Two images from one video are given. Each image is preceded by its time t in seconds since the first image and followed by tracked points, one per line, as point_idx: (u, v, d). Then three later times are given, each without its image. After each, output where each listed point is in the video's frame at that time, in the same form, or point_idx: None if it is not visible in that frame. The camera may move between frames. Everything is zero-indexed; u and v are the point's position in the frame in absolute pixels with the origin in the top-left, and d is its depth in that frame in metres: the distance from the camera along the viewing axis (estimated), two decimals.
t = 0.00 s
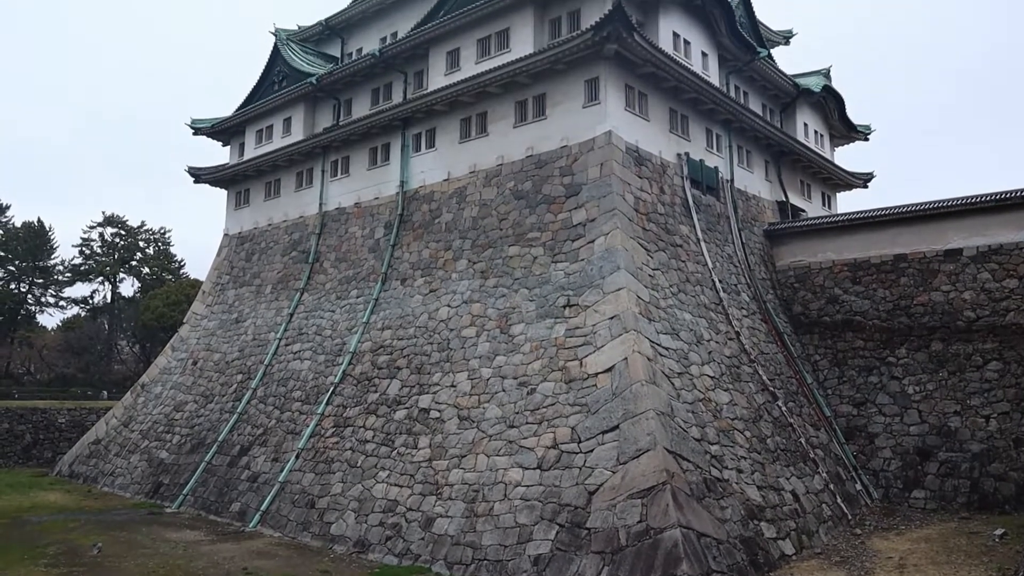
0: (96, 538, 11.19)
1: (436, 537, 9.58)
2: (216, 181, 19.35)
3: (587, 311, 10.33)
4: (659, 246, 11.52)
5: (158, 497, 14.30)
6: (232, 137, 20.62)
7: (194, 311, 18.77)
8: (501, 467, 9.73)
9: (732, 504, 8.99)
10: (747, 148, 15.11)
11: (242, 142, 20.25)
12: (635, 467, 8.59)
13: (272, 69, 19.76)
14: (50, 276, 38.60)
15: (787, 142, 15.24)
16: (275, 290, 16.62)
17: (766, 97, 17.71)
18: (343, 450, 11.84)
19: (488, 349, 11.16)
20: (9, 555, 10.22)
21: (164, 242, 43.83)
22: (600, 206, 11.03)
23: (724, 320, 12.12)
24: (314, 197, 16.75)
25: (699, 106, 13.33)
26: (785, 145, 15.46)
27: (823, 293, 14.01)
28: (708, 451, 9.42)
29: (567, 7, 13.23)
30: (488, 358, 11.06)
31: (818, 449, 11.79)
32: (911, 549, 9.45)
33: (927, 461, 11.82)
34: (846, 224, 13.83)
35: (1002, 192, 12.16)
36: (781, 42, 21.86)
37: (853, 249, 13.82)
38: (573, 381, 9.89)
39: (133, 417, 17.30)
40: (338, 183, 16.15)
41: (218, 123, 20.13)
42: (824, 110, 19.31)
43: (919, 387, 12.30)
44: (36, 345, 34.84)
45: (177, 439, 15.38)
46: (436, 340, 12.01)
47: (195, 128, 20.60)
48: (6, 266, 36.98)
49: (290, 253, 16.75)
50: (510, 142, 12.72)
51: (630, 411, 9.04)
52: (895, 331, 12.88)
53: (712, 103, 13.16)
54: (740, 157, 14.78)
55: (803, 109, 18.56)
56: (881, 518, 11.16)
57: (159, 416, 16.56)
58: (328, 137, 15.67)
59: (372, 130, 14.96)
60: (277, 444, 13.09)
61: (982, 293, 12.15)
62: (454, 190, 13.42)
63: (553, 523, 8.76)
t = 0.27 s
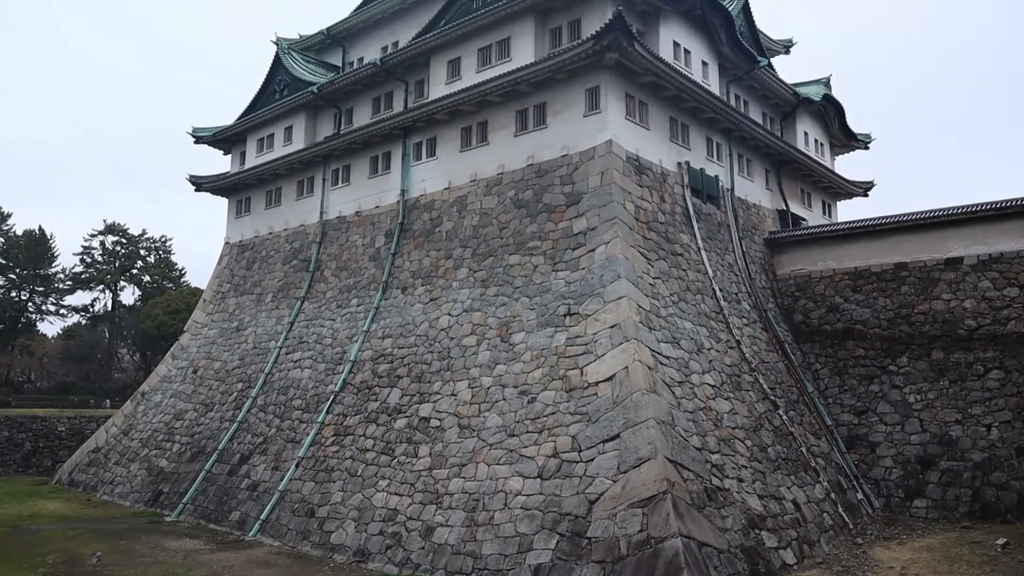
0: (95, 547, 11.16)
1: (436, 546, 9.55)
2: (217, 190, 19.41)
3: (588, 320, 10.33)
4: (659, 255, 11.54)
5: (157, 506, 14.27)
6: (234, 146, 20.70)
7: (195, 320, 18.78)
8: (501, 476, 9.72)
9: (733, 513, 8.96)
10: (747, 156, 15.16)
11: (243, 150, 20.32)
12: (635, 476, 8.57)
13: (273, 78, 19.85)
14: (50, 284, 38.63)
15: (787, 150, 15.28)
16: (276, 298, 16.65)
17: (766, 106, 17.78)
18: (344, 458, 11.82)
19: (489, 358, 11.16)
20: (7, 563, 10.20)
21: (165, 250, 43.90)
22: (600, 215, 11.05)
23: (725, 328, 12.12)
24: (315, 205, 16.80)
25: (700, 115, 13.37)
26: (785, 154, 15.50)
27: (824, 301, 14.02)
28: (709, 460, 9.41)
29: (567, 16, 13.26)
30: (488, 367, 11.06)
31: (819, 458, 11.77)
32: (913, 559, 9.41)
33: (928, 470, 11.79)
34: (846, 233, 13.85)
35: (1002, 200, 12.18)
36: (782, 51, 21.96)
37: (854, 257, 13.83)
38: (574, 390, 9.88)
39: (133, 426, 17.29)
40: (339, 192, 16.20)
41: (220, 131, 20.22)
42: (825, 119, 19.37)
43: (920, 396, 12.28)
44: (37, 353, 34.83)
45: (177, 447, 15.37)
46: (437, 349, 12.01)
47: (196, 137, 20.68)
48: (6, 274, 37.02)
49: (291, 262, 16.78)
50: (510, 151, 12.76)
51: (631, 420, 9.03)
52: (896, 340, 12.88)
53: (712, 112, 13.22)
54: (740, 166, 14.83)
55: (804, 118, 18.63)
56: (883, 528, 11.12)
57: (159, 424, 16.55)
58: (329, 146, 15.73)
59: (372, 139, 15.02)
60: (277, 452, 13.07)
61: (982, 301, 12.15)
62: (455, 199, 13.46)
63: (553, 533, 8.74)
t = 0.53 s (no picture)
0: (93, 557, 11.12)
1: (436, 557, 9.52)
2: (217, 200, 19.47)
3: (588, 331, 10.34)
4: (659, 266, 11.57)
5: (156, 516, 14.22)
6: (234, 156, 20.77)
7: (195, 330, 18.79)
8: (501, 487, 9.70)
9: (733, 524, 8.94)
10: (747, 167, 15.22)
11: (243, 161, 20.40)
12: (636, 487, 8.55)
13: (274, 89, 19.96)
14: (50, 294, 38.65)
15: (787, 161, 15.35)
16: (276, 309, 16.66)
17: (765, 117, 17.86)
18: (343, 469, 11.79)
19: (489, 368, 11.16)
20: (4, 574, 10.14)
21: (165, 259, 43.98)
22: (601, 225, 11.08)
23: (725, 339, 12.13)
24: (315, 216, 16.85)
25: (699, 126, 13.44)
26: (784, 165, 15.56)
27: (824, 312, 14.03)
28: (709, 471, 9.39)
29: (567, 27, 13.33)
30: (488, 378, 11.06)
31: (820, 468, 11.74)
32: (914, 570, 9.37)
33: (929, 481, 11.76)
34: (846, 243, 13.88)
35: (1002, 211, 12.21)
36: (781, 62, 22.10)
37: (854, 267, 13.86)
38: (574, 401, 9.88)
39: (132, 436, 17.26)
40: (339, 203, 16.25)
41: (220, 142, 20.30)
42: (824, 130, 19.47)
43: (921, 407, 12.27)
44: (36, 363, 34.82)
45: (176, 458, 15.34)
46: (437, 359, 12.01)
47: (197, 147, 20.77)
48: (6, 284, 37.05)
49: (291, 272, 16.81)
50: (510, 162, 12.82)
51: (631, 431, 9.02)
52: (896, 350, 12.88)
53: (712, 123, 13.28)
54: (740, 177, 14.89)
55: (803, 129, 18.73)
56: (884, 539, 11.08)
57: (158, 435, 16.52)
58: (329, 157, 15.79)
59: (372, 150, 15.09)
60: (277, 463, 13.05)
61: (983, 312, 12.15)
62: (455, 209, 13.50)
63: (553, 544, 8.72)
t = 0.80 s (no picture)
0: (92, 565, 11.09)
1: (436, 565, 9.50)
2: (218, 207, 19.52)
3: (588, 338, 10.35)
4: (659, 273, 11.60)
5: (155, 524, 14.18)
6: (234, 163, 20.83)
7: (195, 337, 18.80)
8: (501, 495, 9.69)
9: (734, 532, 8.92)
10: (747, 175, 15.27)
11: (244, 168, 20.46)
12: (636, 495, 8.55)
13: (274, 96, 20.04)
14: (50, 301, 38.66)
15: (787, 169, 15.40)
16: (276, 316, 16.68)
17: (765, 125, 17.94)
18: (343, 477, 11.78)
19: (489, 376, 11.17)
20: None
21: (165, 267, 44.01)
22: (601, 233, 11.11)
23: (725, 347, 12.14)
24: (315, 223, 16.88)
25: (699, 134, 13.50)
26: (784, 172, 15.62)
27: (824, 319, 14.05)
28: (709, 479, 9.38)
29: (567, 35, 13.40)
30: (489, 385, 11.06)
31: (820, 476, 11.73)
32: None
33: (929, 489, 11.75)
34: (846, 251, 13.92)
35: (1001, 218, 12.24)
36: (781, 70, 22.20)
37: (853, 275, 13.89)
38: (574, 408, 9.88)
39: (132, 444, 17.24)
40: (339, 210, 16.29)
41: (221, 149, 20.36)
42: (824, 137, 19.53)
43: (921, 415, 12.27)
44: (35, 370, 34.79)
45: (175, 465, 15.32)
46: (437, 367, 12.02)
47: (198, 154, 20.82)
48: (6, 291, 37.08)
49: (291, 279, 16.83)
50: (510, 169, 12.87)
51: (631, 439, 9.02)
52: (896, 358, 12.89)
53: (712, 131, 13.34)
54: (739, 184, 14.93)
55: (803, 137, 18.80)
56: (884, 547, 11.07)
57: (158, 442, 16.50)
58: (330, 164, 15.84)
59: (373, 157, 15.14)
60: (276, 470, 13.03)
61: (982, 319, 12.17)
62: (455, 217, 13.54)
63: (554, 552, 8.71)
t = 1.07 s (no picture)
0: None
1: None
2: (219, 218, 19.59)
3: (590, 349, 10.36)
4: (660, 284, 11.61)
5: (155, 536, 14.14)
6: (236, 174, 20.92)
7: (195, 348, 18.81)
8: (502, 506, 9.67)
9: (736, 544, 8.89)
10: (748, 186, 15.33)
11: (245, 179, 20.55)
12: (638, 506, 8.52)
13: (276, 108, 20.15)
14: (51, 311, 38.69)
15: (787, 180, 15.45)
16: (277, 327, 16.70)
17: (766, 136, 18.01)
18: (344, 488, 11.75)
19: (490, 387, 11.17)
20: None
21: (166, 277, 44.08)
22: (602, 244, 11.13)
23: (727, 358, 12.13)
24: (317, 234, 16.93)
25: (700, 145, 13.56)
26: (785, 184, 15.66)
27: (825, 330, 14.05)
28: (711, 490, 9.36)
29: (568, 47, 13.49)
30: (490, 397, 11.06)
31: (822, 488, 11.69)
32: None
33: (932, 500, 11.70)
34: (847, 262, 13.94)
35: (1002, 229, 12.27)
36: (781, 81, 22.32)
37: (855, 286, 13.90)
38: (575, 420, 9.87)
39: (132, 454, 17.21)
40: (341, 221, 16.34)
41: (223, 160, 20.45)
42: (825, 148, 19.60)
43: (923, 426, 12.24)
44: (36, 381, 34.78)
45: (176, 476, 15.28)
46: (438, 378, 12.02)
47: (200, 165, 20.92)
48: (7, 301, 37.14)
49: (293, 290, 16.86)
50: (512, 180, 12.92)
51: (632, 450, 9.00)
52: (898, 369, 12.87)
53: (713, 142, 13.39)
54: (740, 195, 14.98)
55: (804, 148, 18.87)
56: (887, 559, 11.01)
57: (158, 453, 16.48)
58: (332, 175, 15.91)
59: (374, 168, 15.21)
60: (277, 481, 13.01)
61: (984, 330, 12.16)
62: (457, 228, 13.58)
63: (555, 564, 8.68)
